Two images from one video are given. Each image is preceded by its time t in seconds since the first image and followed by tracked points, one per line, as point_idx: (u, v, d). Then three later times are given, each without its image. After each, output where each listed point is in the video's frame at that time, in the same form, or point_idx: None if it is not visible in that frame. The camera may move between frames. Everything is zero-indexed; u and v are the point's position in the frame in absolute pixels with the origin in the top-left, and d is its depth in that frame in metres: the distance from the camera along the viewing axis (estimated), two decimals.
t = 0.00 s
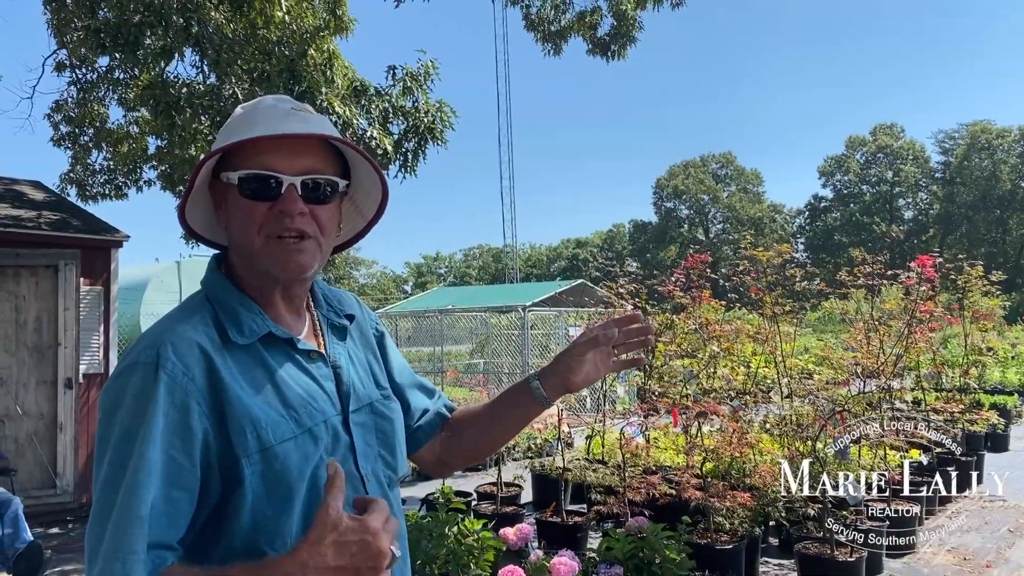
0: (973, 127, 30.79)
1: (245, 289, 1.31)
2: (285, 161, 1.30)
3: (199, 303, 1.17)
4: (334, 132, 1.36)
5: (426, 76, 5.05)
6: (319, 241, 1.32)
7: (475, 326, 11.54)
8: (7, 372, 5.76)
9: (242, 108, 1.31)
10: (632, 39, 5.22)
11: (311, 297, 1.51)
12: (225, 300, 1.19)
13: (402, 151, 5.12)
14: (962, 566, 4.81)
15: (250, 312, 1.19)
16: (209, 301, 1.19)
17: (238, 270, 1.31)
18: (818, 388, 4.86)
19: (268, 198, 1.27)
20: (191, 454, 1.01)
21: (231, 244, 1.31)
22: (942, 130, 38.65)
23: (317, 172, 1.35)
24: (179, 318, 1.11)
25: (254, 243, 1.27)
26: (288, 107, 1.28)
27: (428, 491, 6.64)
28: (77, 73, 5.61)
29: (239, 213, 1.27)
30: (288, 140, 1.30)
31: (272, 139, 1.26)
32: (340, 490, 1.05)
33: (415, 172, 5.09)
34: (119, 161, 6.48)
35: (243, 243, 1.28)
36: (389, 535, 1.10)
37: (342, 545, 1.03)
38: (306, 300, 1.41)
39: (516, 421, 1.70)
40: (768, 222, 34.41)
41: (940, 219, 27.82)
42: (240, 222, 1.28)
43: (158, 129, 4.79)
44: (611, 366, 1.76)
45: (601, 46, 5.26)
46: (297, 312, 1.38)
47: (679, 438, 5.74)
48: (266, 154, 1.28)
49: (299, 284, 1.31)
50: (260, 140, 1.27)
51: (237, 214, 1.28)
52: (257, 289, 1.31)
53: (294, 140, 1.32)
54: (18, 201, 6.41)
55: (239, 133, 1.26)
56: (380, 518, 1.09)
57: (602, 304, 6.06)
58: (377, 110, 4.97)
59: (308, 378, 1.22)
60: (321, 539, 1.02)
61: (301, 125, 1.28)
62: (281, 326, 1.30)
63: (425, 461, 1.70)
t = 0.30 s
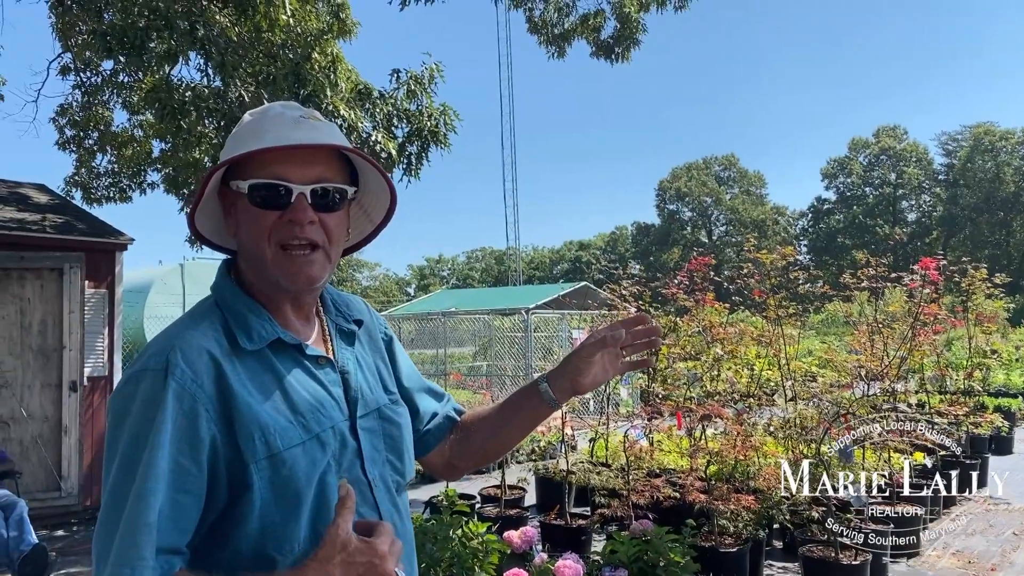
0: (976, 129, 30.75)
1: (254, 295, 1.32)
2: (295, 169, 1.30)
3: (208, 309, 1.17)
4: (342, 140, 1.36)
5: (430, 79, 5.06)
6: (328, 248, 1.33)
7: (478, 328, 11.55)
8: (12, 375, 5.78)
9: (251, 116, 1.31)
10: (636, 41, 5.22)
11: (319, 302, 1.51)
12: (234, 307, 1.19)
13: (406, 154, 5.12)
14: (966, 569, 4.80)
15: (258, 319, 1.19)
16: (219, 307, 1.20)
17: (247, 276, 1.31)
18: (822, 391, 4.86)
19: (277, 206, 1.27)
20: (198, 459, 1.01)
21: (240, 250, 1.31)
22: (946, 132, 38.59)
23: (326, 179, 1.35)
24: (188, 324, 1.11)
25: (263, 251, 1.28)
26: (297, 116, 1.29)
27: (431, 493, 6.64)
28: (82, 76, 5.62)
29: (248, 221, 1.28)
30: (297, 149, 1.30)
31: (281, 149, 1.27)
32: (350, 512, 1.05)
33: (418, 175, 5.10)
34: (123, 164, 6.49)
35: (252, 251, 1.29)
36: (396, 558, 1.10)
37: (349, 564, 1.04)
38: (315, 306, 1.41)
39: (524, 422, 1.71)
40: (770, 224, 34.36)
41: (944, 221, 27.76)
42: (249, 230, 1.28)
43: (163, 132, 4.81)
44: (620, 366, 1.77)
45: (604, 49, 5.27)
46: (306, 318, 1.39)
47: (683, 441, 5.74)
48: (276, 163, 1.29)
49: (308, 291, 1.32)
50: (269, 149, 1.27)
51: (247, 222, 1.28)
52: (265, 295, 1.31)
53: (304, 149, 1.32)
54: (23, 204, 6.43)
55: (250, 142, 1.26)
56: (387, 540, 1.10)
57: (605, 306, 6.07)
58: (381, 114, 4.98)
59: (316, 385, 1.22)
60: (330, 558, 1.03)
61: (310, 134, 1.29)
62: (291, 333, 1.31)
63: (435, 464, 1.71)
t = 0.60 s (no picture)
0: (980, 130, 30.70)
1: (263, 297, 1.32)
2: (303, 170, 1.30)
3: (217, 311, 1.18)
4: (351, 142, 1.36)
5: (434, 80, 5.06)
6: (336, 250, 1.33)
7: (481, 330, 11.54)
8: (17, 377, 5.78)
9: (261, 117, 1.32)
10: (639, 43, 5.23)
11: (327, 304, 1.52)
12: (243, 309, 1.20)
13: (410, 156, 5.13)
14: (971, 571, 4.79)
15: (267, 320, 1.19)
16: (228, 309, 1.20)
17: (255, 278, 1.31)
18: (827, 394, 5.00)
19: (286, 207, 1.28)
20: (207, 460, 1.01)
21: (249, 252, 1.31)
22: (949, 133, 38.52)
23: (335, 181, 1.35)
24: (197, 325, 1.11)
25: (271, 253, 1.28)
26: (306, 118, 1.29)
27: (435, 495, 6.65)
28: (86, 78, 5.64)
29: (257, 222, 1.28)
30: (306, 150, 1.31)
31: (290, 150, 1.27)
32: (365, 512, 1.06)
33: (422, 177, 5.10)
34: (127, 166, 6.51)
35: (260, 252, 1.29)
36: (411, 560, 1.10)
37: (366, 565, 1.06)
38: (323, 307, 1.42)
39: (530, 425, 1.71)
40: (773, 226, 34.31)
41: (947, 222, 27.66)
42: (258, 231, 1.28)
43: (167, 134, 4.82)
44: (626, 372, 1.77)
45: (608, 51, 5.27)
46: (314, 320, 1.39)
47: (686, 443, 5.74)
48: (285, 164, 1.29)
49: (316, 292, 1.32)
50: (278, 151, 1.27)
51: (255, 224, 1.28)
52: (274, 297, 1.31)
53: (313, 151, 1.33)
54: (27, 206, 6.45)
55: (259, 143, 1.26)
56: (403, 543, 1.10)
57: (608, 307, 6.07)
58: (385, 115, 5.00)
59: (324, 386, 1.22)
60: (343, 558, 1.03)
61: (319, 136, 1.29)
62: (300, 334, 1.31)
63: (442, 466, 1.72)
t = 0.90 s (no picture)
0: (984, 132, 30.63)
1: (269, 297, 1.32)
2: (308, 171, 1.31)
3: (224, 311, 1.18)
4: (356, 144, 1.37)
5: (438, 83, 5.07)
6: (342, 250, 1.33)
7: (485, 332, 11.54)
8: (22, 380, 5.78)
9: (266, 120, 1.33)
10: (642, 46, 5.23)
11: (334, 305, 1.52)
12: (250, 309, 1.20)
13: (414, 158, 5.13)
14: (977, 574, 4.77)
15: (274, 320, 1.20)
16: (235, 309, 1.20)
17: (261, 278, 1.31)
18: (831, 396, 4.95)
19: (292, 208, 1.28)
20: (215, 458, 1.02)
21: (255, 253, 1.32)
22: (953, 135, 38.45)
23: (341, 182, 1.35)
24: (203, 324, 1.11)
25: (277, 253, 1.28)
26: (310, 119, 1.30)
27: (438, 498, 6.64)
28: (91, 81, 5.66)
29: (262, 222, 1.28)
30: (311, 151, 1.31)
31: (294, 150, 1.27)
32: (393, 521, 1.07)
33: (427, 179, 5.11)
34: (132, 169, 6.53)
35: (265, 253, 1.29)
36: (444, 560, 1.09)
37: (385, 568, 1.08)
38: (330, 308, 1.41)
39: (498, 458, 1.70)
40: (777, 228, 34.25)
41: (951, 224, 27.57)
42: (263, 231, 1.29)
43: (171, 138, 4.83)
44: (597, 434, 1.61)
45: (610, 54, 5.28)
46: (322, 321, 1.39)
47: (690, 446, 5.72)
48: (290, 165, 1.29)
49: (322, 293, 1.32)
50: (283, 151, 1.28)
51: (261, 224, 1.29)
52: (280, 297, 1.32)
53: (318, 151, 1.33)
54: (32, 209, 6.48)
55: (265, 144, 1.27)
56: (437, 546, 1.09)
57: (612, 310, 6.08)
58: (389, 118, 5.00)
59: (332, 385, 1.22)
60: (362, 560, 1.03)
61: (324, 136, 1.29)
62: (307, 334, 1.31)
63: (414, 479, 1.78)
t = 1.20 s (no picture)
0: (990, 134, 30.52)
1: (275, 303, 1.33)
2: (321, 183, 1.31)
3: (232, 313, 1.18)
4: (371, 158, 1.37)
5: (442, 86, 5.07)
6: (347, 264, 1.34)
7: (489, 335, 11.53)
8: (27, 382, 5.80)
9: (282, 126, 1.32)
10: (646, 49, 5.23)
11: (342, 311, 1.52)
12: (257, 312, 1.20)
13: (418, 161, 5.14)
14: None
15: (281, 323, 1.20)
16: (242, 312, 1.20)
17: (268, 284, 1.32)
18: (836, 399, 4.96)
19: (303, 219, 1.28)
20: (221, 456, 1.02)
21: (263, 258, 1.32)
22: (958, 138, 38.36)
23: (353, 196, 1.36)
24: (211, 325, 1.12)
25: (285, 262, 1.29)
26: (328, 130, 1.30)
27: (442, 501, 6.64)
28: (96, 85, 5.68)
29: (273, 230, 1.29)
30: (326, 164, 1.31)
31: (309, 163, 1.27)
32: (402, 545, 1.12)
33: (431, 182, 5.11)
34: (137, 172, 6.55)
35: (274, 260, 1.29)
36: None
37: None
38: (337, 314, 1.41)
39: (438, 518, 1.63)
40: (781, 231, 34.19)
41: (957, 227, 27.48)
42: (273, 239, 1.29)
43: (176, 141, 4.85)
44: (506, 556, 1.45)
45: (614, 56, 5.27)
46: (328, 328, 1.39)
47: (695, 449, 5.71)
48: (304, 177, 1.30)
49: (329, 304, 1.33)
50: (298, 163, 1.28)
51: (271, 231, 1.29)
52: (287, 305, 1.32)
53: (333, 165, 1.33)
54: (38, 212, 6.51)
55: (280, 154, 1.27)
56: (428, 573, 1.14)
57: (616, 312, 6.08)
58: (393, 121, 5.01)
59: (337, 388, 1.22)
60: None
61: (339, 151, 1.29)
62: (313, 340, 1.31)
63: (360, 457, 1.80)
